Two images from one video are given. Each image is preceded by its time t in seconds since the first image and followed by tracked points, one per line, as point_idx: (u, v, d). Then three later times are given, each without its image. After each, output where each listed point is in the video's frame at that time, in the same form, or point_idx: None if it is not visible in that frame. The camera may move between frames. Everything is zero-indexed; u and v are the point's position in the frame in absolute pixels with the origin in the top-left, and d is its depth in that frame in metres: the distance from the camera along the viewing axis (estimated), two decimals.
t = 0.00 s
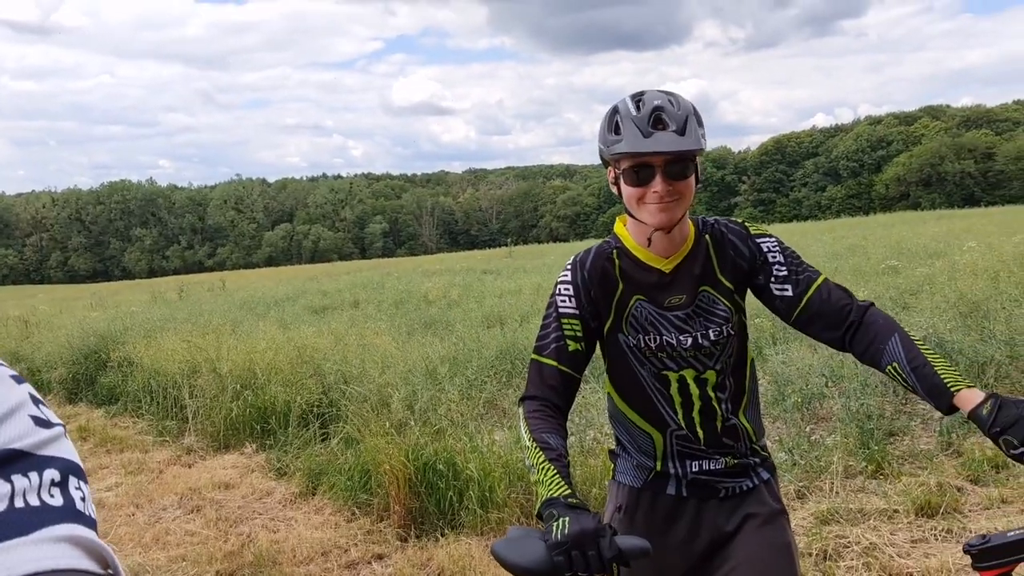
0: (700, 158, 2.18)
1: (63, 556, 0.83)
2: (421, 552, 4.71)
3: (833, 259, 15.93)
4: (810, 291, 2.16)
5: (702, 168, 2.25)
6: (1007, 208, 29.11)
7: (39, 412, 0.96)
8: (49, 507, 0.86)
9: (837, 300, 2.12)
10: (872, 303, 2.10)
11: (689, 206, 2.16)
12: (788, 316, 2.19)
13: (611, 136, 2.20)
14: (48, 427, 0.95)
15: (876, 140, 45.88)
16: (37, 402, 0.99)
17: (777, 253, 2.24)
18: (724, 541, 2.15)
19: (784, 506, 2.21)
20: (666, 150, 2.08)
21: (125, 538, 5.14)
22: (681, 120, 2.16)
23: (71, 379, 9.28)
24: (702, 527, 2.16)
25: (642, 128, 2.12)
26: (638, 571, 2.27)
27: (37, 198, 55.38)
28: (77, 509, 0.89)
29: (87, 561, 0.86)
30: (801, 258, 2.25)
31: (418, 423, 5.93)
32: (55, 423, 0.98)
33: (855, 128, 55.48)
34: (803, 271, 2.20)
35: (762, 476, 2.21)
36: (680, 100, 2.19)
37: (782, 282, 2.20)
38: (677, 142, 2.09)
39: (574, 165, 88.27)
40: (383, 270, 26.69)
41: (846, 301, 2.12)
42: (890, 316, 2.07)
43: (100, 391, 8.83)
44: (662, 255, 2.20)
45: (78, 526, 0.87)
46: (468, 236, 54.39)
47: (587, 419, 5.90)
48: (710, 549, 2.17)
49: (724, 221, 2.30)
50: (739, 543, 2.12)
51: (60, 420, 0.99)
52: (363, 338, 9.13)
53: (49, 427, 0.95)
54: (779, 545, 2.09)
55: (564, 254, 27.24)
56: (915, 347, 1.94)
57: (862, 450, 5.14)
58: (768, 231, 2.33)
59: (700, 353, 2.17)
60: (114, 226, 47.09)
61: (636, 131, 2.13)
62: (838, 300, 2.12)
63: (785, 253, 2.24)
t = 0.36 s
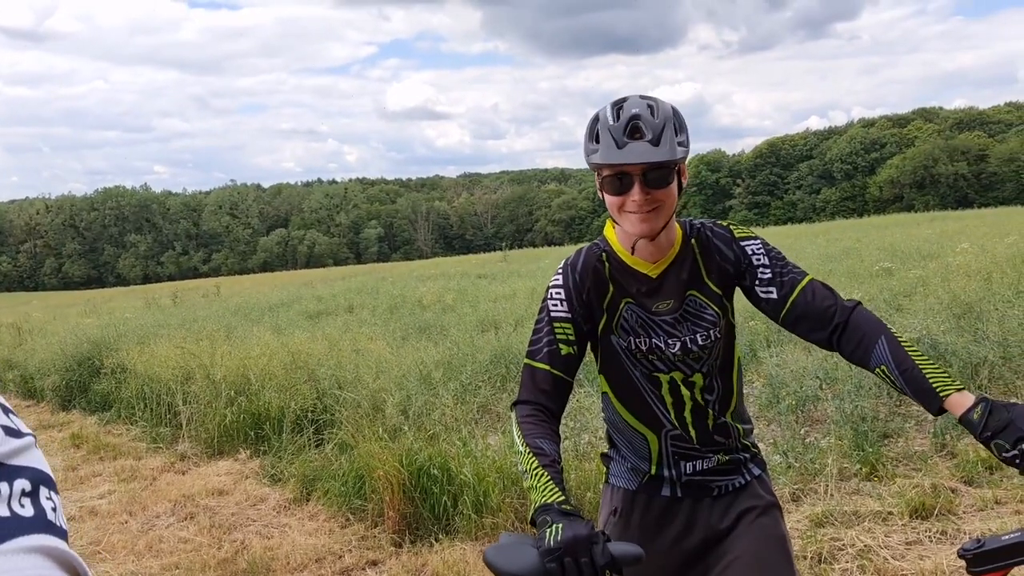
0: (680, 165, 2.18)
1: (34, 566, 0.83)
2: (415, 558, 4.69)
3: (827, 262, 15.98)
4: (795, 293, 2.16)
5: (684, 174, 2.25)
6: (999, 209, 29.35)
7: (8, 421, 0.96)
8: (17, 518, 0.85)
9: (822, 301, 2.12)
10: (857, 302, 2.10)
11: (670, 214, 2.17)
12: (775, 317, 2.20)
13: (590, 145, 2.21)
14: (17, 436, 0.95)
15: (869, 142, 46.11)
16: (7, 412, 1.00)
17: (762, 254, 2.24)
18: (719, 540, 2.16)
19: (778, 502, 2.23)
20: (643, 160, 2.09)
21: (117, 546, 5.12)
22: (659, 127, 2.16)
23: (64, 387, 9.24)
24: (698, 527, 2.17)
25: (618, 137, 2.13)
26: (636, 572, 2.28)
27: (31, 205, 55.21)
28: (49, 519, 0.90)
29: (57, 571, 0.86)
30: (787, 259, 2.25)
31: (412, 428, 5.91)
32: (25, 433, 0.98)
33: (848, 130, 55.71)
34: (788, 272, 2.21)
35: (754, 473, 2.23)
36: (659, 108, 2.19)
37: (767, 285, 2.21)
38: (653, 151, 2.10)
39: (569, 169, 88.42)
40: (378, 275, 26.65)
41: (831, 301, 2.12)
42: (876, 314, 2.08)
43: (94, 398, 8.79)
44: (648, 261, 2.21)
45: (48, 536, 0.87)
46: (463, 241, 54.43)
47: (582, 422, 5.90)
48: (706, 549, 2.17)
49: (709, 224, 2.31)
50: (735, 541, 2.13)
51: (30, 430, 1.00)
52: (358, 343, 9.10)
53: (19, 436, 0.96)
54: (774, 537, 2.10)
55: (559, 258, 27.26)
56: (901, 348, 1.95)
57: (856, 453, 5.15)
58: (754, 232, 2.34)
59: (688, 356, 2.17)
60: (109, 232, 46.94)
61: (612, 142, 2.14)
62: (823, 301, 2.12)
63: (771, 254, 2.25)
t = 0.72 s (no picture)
0: (678, 162, 2.18)
1: None
2: (413, 559, 4.69)
3: (827, 262, 15.98)
4: (788, 297, 2.17)
5: (682, 171, 2.25)
6: (998, 209, 29.32)
7: None
8: (4, 531, 0.90)
9: (815, 308, 2.13)
10: (849, 311, 2.11)
11: (668, 211, 2.17)
12: (768, 321, 2.20)
13: (589, 142, 2.21)
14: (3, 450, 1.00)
15: (868, 142, 46.09)
16: None
17: (759, 258, 2.25)
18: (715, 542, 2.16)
19: (771, 504, 2.24)
20: (641, 155, 2.08)
21: (115, 548, 5.11)
22: (658, 124, 2.16)
23: (62, 388, 9.23)
24: (694, 529, 2.17)
25: (617, 133, 2.12)
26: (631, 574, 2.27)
27: (30, 206, 55.15)
28: (34, 533, 0.95)
29: None
30: (782, 265, 2.26)
31: (410, 429, 5.91)
32: (11, 446, 1.03)
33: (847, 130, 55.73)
34: (783, 277, 2.21)
35: (748, 474, 2.24)
36: (658, 105, 2.19)
37: (762, 289, 2.21)
38: (652, 146, 2.09)
39: (568, 170, 88.43)
40: (377, 276, 26.62)
41: (823, 308, 2.13)
42: (866, 323, 2.09)
43: (92, 399, 8.78)
44: (643, 257, 2.21)
45: (33, 550, 0.92)
46: (462, 241, 54.37)
47: (580, 423, 5.91)
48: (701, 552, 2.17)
49: (706, 225, 2.31)
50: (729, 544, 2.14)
51: (15, 444, 1.05)
52: (357, 344, 9.10)
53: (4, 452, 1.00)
54: (767, 541, 2.11)
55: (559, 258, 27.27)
56: (889, 356, 1.96)
57: (855, 453, 5.15)
58: (751, 237, 2.34)
59: (685, 356, 2.17)
60: (107, 233, 46.85)
61: (610, 137, 2.13)
62: (816, 308, 2.13)
63: (767, 259, 2.25)
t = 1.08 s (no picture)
0: (682, 163, 2.18)
1: None
2: (415, 560, 4.68)
3: (827, 261, 15.99)
4: (787, 300, 2.16)
5: (685, 172, 2.25)
6: (999, 208, 29.32)
7: None
8: (8, 534, 0.90)
9: (813, 311, 2.13)
10: (847, 315, 2.11)
11: (671, 212, 2.17)
12: (766, 323, 2.20)
13: (593, 142, 2.20)
14: (8, 453, 1.00)
15: (868, 141, 46.09)
16: None
17: (759, 261, 2.25)
18: (710, 544, 2.16)
19: (767, 506, 2.24)
20: (648, 155, 2.08)
21: (117, 549, 5.11)
22: (663, 124, 2.16)
23: (63, 389, 9.22)
24: (689, 530, 2.17)
25: (623, 133, 2.12)
26: None
27: (31, 207, 55.14)
28: (40, 536, 0.95)
29: None
30: (781, 267, 2.26)
31: (411, 430, 5.91)
32: (15, 449, 1.03)
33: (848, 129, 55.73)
34: (782, 280, 2.21)
35: (744, 476, 2.24)
36: (662, 105, 2.19)
37: (762, 291, 2.20)
38: (658, 146, 2.09)
39: (568, 170, 88.47)
40: (378, 276, 26.66)
41: (822, 312, 2.12)
42: (865, 327, 2.08)
43: (93, 400, 8.78)
44: (645, 259, 2.20)
45: (39, 552, 0.92)
46: (462, 241, 54.36)
47: (581, 422, 5.91)
48: (696, 554, 2.17)
49: (707, 227, 2.30)
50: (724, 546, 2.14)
51: (20, 448, 1.05)
52: (357, 345, 9.11)
53: (9, 454, 1.01)
54: (763, 543, 2.12)
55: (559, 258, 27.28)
56: (886, 358, 1.96)
57: (856, 452, 5.15)
58: (750, 239, 2.34)
59: (684, 358, 2.17)
60: (108, 234, 46.82)
61: (616, 137, 2.13)
62: (814, 311, 2.13)
63: (767, 261, 2.25)
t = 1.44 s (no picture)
0: (687, 163, 2.18)
1: None
2: (417, 560, 4.68)
3: (828, 262, 15.97)
4: (790, 302, 2.16)
5: (689, 173, 2.25)
6: (1000, 208, 29.31)
7: None
8: (4, 536, 0.90)
9: (816, 312, 2.12)
10: (849, 317, 2.10)
11: (675, 213, 2.17)
12: (768, 325, 2.19)
13: (598, 141, 2.20)
14: (4, 454, 1.00)
15: (869, 141, 46.08)
16: None
17: (762, 262, 2.24)
18: (711, 546, 2.16)
19: (768, 509, 2.23)
20: (653, 155, 2.08)
21: (118, 549, 5.11)
22: (668, 124, 2.16)
23: (65, 390, 9.23)
24: (690, 532, 2.17)
25: (628, 133, 2.12)
26: None
27: (32, 207, 55.18)
28: (36, 537, 0.95)
29: None
30: (784, 269, 2.25)
31: (413, 430, 5.90)
32: (11, 451, 1.03)
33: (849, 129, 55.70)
34: (785, 282, 2.20)
35: (746, 478, 2.23)
36: (667, 105, 2.19)
37: (764, 292, 2.20)
38: (663, 146, 2.08)
39: (568, 170, 88.50)
40: (379, 277, 26.68)
41: (825, 314, 2.12)
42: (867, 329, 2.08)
43: (94, 401, 8.79)
44: (649, 259, 2.20)
45: (35, 554, 0.92)
46: (463, 242, 54.38)
47: (582, 423, 5.90)
48: (697, 556, 2.17)
49: (710, 228, 2.30)
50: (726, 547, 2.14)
51: (16, 449, 1.04)
52: (358, 345, 9.11)
53: (5, 455, 1.00)
54: (764, 545, 2.11)
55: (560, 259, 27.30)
56: (889, 359, 1.95)
57: (858, 453, 5.13)
58: (753, 241, 2.33)
59: (686, 359, 2.16)
60: (109, 235, 46.87)
61: (622, 138, 2.12)
62: (816, 313, 2.12)
63: (769, 263, 2.24)
